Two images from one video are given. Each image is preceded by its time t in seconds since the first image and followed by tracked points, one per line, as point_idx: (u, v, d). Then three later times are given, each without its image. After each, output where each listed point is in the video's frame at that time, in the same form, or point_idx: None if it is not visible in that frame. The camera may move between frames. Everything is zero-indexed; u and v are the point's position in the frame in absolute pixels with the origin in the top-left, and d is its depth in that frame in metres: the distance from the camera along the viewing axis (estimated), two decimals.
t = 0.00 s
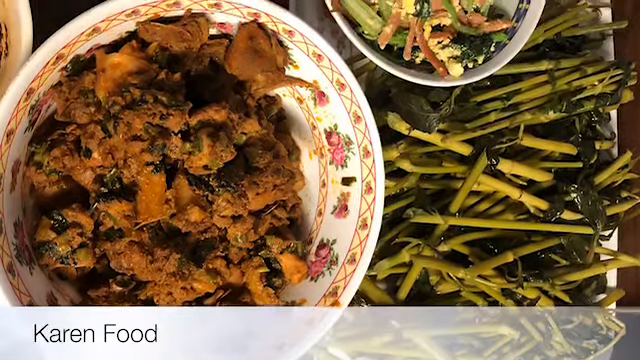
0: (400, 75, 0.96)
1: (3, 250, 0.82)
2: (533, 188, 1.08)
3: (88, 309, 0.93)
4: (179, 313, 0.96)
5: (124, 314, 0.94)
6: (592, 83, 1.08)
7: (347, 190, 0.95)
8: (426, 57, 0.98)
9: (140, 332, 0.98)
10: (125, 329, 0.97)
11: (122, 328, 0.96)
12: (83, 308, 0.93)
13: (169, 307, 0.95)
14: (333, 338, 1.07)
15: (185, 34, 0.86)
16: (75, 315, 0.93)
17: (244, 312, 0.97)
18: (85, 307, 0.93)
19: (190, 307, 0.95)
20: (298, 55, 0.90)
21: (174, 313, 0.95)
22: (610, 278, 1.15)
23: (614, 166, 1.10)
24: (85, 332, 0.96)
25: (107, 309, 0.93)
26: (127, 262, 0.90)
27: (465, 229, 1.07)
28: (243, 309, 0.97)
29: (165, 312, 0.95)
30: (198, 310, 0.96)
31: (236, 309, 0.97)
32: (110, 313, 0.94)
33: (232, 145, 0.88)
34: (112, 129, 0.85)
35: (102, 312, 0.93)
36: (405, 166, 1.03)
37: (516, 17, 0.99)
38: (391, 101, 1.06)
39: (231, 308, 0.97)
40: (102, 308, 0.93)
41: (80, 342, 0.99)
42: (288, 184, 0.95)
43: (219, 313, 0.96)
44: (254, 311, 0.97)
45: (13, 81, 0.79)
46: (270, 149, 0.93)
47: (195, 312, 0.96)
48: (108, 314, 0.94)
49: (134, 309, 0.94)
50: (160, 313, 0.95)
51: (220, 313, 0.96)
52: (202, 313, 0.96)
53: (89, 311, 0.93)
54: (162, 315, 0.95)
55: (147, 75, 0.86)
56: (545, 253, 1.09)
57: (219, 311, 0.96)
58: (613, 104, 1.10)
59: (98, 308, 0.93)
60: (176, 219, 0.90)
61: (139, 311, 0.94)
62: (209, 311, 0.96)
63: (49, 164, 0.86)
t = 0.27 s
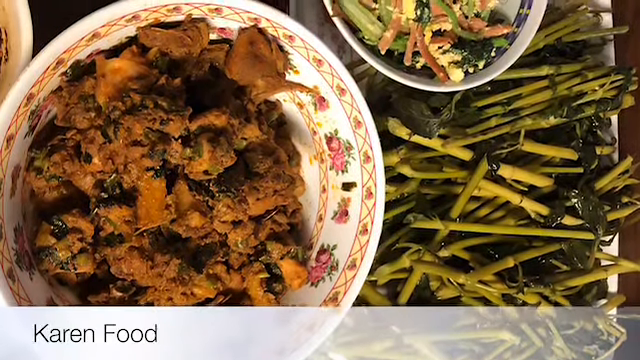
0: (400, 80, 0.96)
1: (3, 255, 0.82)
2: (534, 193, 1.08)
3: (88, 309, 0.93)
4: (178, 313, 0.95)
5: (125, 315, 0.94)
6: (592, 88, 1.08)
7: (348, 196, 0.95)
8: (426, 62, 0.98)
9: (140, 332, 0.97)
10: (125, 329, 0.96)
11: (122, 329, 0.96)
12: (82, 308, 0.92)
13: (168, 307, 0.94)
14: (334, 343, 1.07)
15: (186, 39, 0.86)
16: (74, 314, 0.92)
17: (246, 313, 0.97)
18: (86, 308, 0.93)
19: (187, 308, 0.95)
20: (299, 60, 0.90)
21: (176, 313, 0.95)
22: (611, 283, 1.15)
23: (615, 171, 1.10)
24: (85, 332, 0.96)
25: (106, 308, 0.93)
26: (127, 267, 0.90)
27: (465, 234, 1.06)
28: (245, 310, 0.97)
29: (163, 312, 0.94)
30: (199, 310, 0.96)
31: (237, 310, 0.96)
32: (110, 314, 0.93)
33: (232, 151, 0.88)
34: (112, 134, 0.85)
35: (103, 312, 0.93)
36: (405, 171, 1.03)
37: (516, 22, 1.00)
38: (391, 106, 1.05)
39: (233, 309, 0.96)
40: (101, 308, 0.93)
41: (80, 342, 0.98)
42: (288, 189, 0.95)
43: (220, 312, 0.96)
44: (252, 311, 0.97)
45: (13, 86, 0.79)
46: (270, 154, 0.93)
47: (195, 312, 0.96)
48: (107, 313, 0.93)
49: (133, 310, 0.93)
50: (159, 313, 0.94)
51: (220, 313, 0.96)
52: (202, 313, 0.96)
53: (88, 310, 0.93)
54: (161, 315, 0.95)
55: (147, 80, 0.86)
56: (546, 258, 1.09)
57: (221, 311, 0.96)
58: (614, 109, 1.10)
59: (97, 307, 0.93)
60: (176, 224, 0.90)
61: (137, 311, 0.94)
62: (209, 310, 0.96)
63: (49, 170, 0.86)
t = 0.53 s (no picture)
0: (400, 85, 0.96)
1: (3, 261, 0.82)
2: (534, 198, 1.07)
3: (87, 309, 0.92)
4: (178, 313, 0.95)
5: (125, 315, 0.93)
6: (593, 93, 1.07)
7: (348, 201, 0.95)
8: (427, 67, 0.98)
9: (140, 333, 0.96)
10: (125, 329, 0.95)
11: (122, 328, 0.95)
12: (82, 308, 0.92)
13: (168, 307, 0.94)
14: (334, 348, 1.07)
15: (186, 44, 0.86)
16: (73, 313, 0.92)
17: (247, 313, 0.97)
18: (85, 308, 0.92)
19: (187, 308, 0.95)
20: (299, 65, 0.90)
21: (177, 313, 0.95)
22: (612, 288, 1.14)
23: (616, 177, 1.10)
24: (85, 332, 0.95)
25: (106, 308, 0.92)
26: (127, 272, 0.90)
27: (467, 240, 1.06)
28: (245, 309, 0.96)
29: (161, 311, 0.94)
30: (203, 310, 0.95)
31: (238, 310, 0.96)
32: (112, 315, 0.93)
33: (233, 156, 0.88)
34: (112, 140, 0.85)
35: (104, 313, 0.92)
36: (405, 176, 1.03)
37: (517, 27, 1.00)
38: (391, 112, 1.05)
39: (235, 310, 0.96)
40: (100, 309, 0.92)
41: (80, 342, 0.97)
42: (289, 194, 0.94)
43: (221, 311, 0.95)
44: (254, 311, 0.97)
45: (13, 91, 0.79)
46: (270, 159, 0.93)
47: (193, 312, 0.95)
48: (107, 313, 0.93)
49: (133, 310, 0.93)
50: (158, 312, 0.94)
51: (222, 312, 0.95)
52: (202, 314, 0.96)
53: (88, 311, 0.92)
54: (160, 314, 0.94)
55: (148, 85, 0.86)
56: (547, 264, 1.09)
57: (224, 310, 0.96)
58: (615, 114, 1.10)
59: (97, 307, 0.92)
60: (176, 230, 0.90)
61: (138, 312, 0.93)
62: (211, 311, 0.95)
63: (49, 175, 0.86)
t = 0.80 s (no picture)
0: (400, 90, 0.96)
1: (3, 266, 0.82)
2: (535, 203, 1.07)
3: (90, 310, 0.92)
4: (178, 313, 0.95)
5: (127, 315, 0.93)
6: (595, 98, 1.07)
7: (348, 206, 0.95)
8: (428, 72, 0.97)
9: (140, 333, 0.96)
10: (125, 329, 0.95)
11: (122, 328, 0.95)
12: (86, 308, 0.92)
13: (168, 306, 0.93)
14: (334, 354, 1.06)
15: (186, 49, 0.86)
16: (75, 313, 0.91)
17: (241, 312, 0.96)
18: (88, 308, 0.92)
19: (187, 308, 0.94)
20: (300, 71, 0.90)
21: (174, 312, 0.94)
22: (614, 293, 1.14)
23: (617, 182, 1.10)
24: (85, 332, 0.94)
25: (109, 309, 0.92)
26: (128, 278, 0.89)
27: (468, 245, 1.06)
28: (239, 310, 0.96)
29: (163, 311, 0.93)
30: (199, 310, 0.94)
31: (234, 309, 0.96)
32: (115, 314, 0.92)
33: (233, 161, 0.88)
34: (112, 145, 0.84)
35: (106, 313, 0.92)
36: (405, 181, 1.03)
37: (518, 32, 1.00)
38: (392, 117, 1.05)
39: (230, 310, 0.96)
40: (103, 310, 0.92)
41: (80, 342, 0.96)
42: (289, 200, 0.94)
43: (214, 311, 0.95)
44: (251, 312, 0.96)
45: (13, 97, 0.79)
46: (270, 165, 0.92)
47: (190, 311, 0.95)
48: (109, 313, 0.92)
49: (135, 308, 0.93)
50: (158, 312, 0.93)
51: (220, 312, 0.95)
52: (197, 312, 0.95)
53: (91, 312, 0.92)
54: (160, 315, 0.94)
55: (148, 90, 0.86)
56: (547, 269, 1.08)
57: (220, 310, 0.95)
58: (616, 120, 1.10)
59: (101, 309, 0.92)
60: (177, 235, 0.90)
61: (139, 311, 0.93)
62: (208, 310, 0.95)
63: (49, 180, 0.86)
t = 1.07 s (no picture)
0: (400, 95, 0.96)
1: (3, 272, 0.82)
2: (536, 209, 1.07)
3: (90, 310, 0.91)
4: (177, 312, 0.93)
5: (128, 315, 0.93)
6: (596, 102, 1.07)
7: (349, 211, 0.94)
8: (428, 77, 0.98)
9: (140, 332, 0.95)
10: (125, 329, 0.94)
11: (122, 330, 0.94)
12: (86, 309, 0.91)
13: (169, 306, 0.92)
14: None
15: (186, 54, 0.86)
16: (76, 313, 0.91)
17: (240, 313, 0.95)
18: (88, 309, 0.91)
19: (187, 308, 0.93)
20: (300, 76, 0.90)
21: (174, 312, 0.93)
22: (614, 297, 1.14)
23: (617, 187, 1.09)
24: (85, 332, 0.92)
25: (110, 309, 0.92)
26: (128, 283, 0.89)
27: (468, 251, 1.06)
28: (238, 310, 0.95)
29: (164, 310, 0.93)
30: (198, 310, 0.94)
31: (233, 309, 0.94)
32: (116, 314, 0.92)
33: (233, 167, 0.88)
34: (112, 150, 0.84)
35: (104, 312, 0.92)
36: (406, 186, 1.03)
37: (518, 37, 1.00)
38: (392, 122, 1.05)
39: (230, 310, 0.94)
40: (104, 310, 0.92)
41: (80, 342, 0.93)
42: (289, 205, 0.94)
43: (214, 311, 0.94)
44: (249, 313, 0.95)
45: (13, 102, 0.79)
46: (271, 170, 0.92)
47: (190, 310, 0.93)
48: (110, 313, 0.92)
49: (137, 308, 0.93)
50: (158, 312, 0.93)
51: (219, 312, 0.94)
52: (196, 312, 0.94)
53: (91, 312, 0.91)
54: (161, 314, 0.93)
55: (148, 96, 0.85)
56: (548, 274, 1.08)
57: (219, 310, 0.94)
58: (616, 125, 1.10)
59: (101, 309, 0.92)
60: (177, 240, 0.90)
61: (142, 311, 0.93)
62: (208, 310, 0.94)
63: (49, 185, 0.86)
